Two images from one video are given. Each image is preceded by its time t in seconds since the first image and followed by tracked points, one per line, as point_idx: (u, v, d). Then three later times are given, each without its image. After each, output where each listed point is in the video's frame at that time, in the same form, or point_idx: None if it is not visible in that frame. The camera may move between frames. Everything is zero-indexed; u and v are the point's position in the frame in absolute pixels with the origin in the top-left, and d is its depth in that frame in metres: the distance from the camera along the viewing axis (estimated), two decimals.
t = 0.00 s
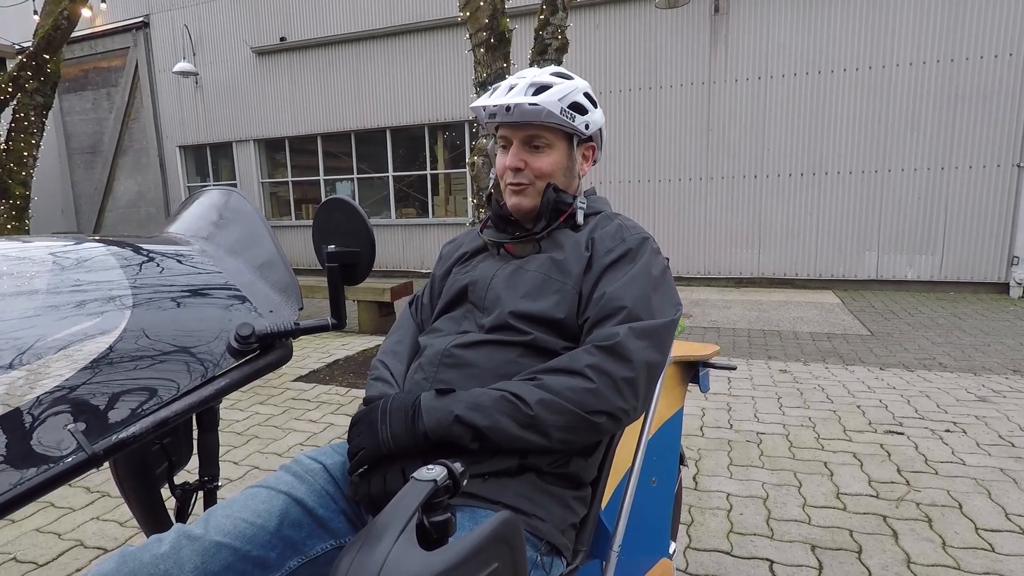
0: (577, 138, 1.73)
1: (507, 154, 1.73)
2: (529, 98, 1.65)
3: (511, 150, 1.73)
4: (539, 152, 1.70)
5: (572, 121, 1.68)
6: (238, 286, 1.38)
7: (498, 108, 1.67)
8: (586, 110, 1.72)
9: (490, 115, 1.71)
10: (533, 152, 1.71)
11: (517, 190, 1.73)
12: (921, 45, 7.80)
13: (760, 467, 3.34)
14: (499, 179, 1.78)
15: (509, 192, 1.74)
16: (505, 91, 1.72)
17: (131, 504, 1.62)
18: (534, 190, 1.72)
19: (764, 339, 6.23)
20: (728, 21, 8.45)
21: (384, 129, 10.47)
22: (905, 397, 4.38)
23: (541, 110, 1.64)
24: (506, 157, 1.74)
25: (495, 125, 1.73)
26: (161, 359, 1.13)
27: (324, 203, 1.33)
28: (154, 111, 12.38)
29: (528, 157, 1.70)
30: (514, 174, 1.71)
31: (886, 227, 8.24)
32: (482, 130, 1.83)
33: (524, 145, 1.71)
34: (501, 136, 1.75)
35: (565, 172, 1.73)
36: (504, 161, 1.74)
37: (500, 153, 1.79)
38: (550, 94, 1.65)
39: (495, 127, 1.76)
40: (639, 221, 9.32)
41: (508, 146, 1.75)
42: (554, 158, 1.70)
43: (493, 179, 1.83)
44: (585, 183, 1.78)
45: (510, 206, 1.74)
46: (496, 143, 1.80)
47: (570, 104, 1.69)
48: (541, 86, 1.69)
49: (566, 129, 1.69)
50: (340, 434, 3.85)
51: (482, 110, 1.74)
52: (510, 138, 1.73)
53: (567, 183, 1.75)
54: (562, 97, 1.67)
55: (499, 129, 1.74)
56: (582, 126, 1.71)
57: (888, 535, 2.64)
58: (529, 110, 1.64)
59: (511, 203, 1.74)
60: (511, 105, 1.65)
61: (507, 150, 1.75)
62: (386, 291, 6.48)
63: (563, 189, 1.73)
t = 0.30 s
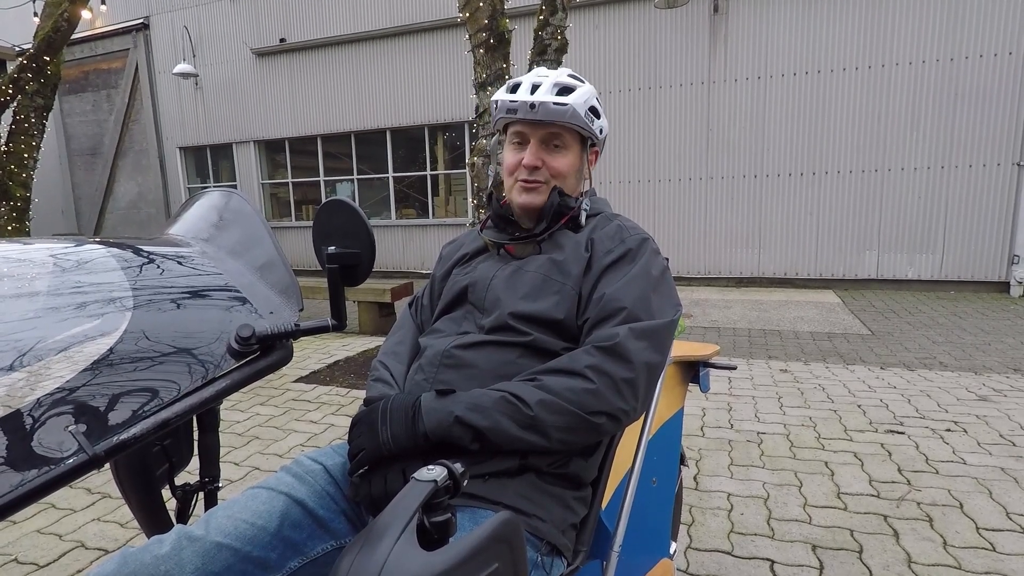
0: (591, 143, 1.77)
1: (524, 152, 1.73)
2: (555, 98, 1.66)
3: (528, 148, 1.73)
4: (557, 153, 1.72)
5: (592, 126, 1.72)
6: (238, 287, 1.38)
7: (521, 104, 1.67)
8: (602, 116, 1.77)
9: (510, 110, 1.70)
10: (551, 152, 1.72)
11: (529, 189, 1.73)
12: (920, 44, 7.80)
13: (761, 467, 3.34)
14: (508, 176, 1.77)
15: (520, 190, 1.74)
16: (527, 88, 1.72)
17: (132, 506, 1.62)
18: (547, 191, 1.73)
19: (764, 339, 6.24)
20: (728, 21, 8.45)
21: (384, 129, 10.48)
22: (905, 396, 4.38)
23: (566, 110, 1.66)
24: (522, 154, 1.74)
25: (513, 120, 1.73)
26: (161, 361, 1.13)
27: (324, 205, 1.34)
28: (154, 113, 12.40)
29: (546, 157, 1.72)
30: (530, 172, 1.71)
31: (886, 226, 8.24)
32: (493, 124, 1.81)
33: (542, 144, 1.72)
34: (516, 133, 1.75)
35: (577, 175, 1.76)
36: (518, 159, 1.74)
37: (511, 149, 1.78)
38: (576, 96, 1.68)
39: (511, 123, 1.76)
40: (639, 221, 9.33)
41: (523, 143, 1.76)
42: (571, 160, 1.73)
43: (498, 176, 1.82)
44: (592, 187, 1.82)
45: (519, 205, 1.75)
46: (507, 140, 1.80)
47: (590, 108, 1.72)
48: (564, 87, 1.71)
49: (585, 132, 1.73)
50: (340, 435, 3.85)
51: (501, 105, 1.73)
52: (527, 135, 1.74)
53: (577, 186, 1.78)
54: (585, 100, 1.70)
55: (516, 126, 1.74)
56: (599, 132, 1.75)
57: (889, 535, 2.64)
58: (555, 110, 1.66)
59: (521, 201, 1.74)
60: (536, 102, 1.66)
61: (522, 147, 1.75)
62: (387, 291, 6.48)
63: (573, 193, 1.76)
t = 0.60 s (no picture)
0: (604, 149, 1.78)
1: (539, 151, 1.73)
2: (577, 101, 1.67)
3: (543, 147, 1.73)
4: (571, 155, 1.72)
5: (608, 133, 1.74)
6: (238, 289, 1.38)
7: (543, 103, 1.67)
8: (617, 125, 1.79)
9: (529, 108, 1.71)
10: (565, 154, 1.73)
11: (540, 188, 1.74)
12: (920, 45, 7.80)
13: (761, 468, 3.34)
14: (519, 174, 1.76)
15: (531, 188, 1.74)
16: (550, 88, 1.73)
17: (132, 507, 1.62)
18: (557, 192, 1.73)
19: (764, 339, 6.24)
20: (727, 22, 8.45)
21: (384, 130, 10.48)
22: (906, 396, 4.38)
23: (587, 115, 1.67)
24: (536, 153, 1.74)
25: (531, 119, 1.73)
26: (163, 363, 1.13)
27: (325, 207, 1.34)
28: (155, 114, 12.41)
29: (560, 158, 1.72)
30: (543, 172, 1.71)
31: (886, 226, 8.24)
32: (509, 121, 1.81)
33: (558, 146, 1.72)
34: (532, 131, 1.75)
35: (587, 180, 1.76)
36: (532, 156, 1.74)
37: (526, 147, 1.77)
38: (598, 103, 1.70)
39: (528, 121, 1.76)
40: (638, 222, 9.33)
41: (538, 142, 1.76)
42: (584, 164, 1.73)
43: (508, 173, 1.82)
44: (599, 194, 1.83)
45: (529, 205, 1.75)
46: (521, 137, 1.80)
47: (608, 116, 1.74)
48: (586, 91, 1.73)
49: (600, 138, 1.74)
50: (341, 436, 3.86)
51: (521, 102, 1.73)
52: (544, 135, 1.74)
53: (585, 191, 1.79)
54: (605, 108, 1.72)
55: (534, 124, 1.74)
56: (613, 139, 1.77)
57: (889, 535, 2.64)
58: (576, 113, 1.67)
59: (531, 201, 1.74)
60: (559, 103, 1.66)
61: (537, 146, 1.75)
62: (387, 292, 6.49)
63: (581, 198, 1.76)
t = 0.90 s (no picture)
0: (595, 147, 1.78)
1: (528, 154, 1.74)
2: (562, 101, 1.68)
3: (532, 150, 1.74)
4: (561, 155, 1.73)
5: (597, 130, 1.74)
6: (238, 291, 1.38)
7: (529, 106, 1.68)
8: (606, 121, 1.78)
9: (516, 112, 1.72)
10: (555, 154, 1.73)
11: (533, 191, 1.74)
12: (920, 46, 7.81)
13: (761, 469, 3.34)
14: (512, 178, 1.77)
15: (524, 191, 1.74)
16: (535, 91, 1.73)
17: (132, 509, 1.62)
18: (551, 193, 1.73)
19: (764, 341, 6.24)
20: (727, 23, 8.46)
21: (384, 132, 10.49)
22: (905, 397, 4.38)
23: (574, 114, 1.68)
24: (526, 156, 1.74)
25: (518, 123, 1.74)
26: (164, 365, 1.13)
27: (323, 210, 1.34)
28: (155, 116, 12.42)
29: (550, 159, 1.72)
30: (534, 174, 1.71)
31: (886, 227, 8.24)
32: (497, 126, 1.82)
33: (547, 147, 1.73)
34: (520, 135, 1.76)
35: (580, 179, 1.76)
36: (523, 160, 1.74)
37: (516, 151, 1.78)
38: (583, 101, 1.70)
39: (516, 126, 1.76)
40: (639, 223, 9.33)
41: (527, 145, 1.76)
42: (575, 163, 1.73)
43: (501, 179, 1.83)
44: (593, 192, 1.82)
45: (523, 207, 1.75)
46: (511, 142, 1.80)
47: (595, 113, 1.74)
48: (571, 90, 1.73)
49: (589, 136, 1.74)
50: (341, 438, 3.86)
51: (507, 106, 1.74)
52: (532, 138, 1.74)
53: (580, 190, 1.78)
54: (591, 105, 1.72)
55: (521, 128, 1.74)
56: (602, 136, 1.77)
57: (890, 536, 2.64)
58: (561, 113, 1.67)
59: (525, 204, 1.74)
60: (544, 104, 1.67)
61: (527, 150, 1.75)
62: (387, 294, 6.48)
63: (576, 196, 1.76)
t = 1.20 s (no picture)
0: (590, 146, 1.77)
1: (523, 155, 1.74)
2: (554, 101, 1.67)
3: (527, 151, 1.74)
4: (555, 155, 1.72)
5: (591, 129, 1.73)
6: (236, 295, 1.38)
7: (521, 107, 1.68)
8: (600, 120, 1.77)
9: (509, 113, 1.72)
10: (550, 155, 1.72)
11: (528, 192, 1.74)
12: (917, 44, 7.81)
13: (762, 468, 3.33)
14: (508, 180, 1.78)
15: (520, 192, 1.75)
16: (527, 92, 1.73)
17: (132, 514, 1.61)
18: (546, 193, 1.73)
19: (764, 340, 6.24)
20: (724, 23, 8.47)
21: (383, 134, 10.49)
22: (906, 395, 4.38)
23: (566, 114, 1.67)
24: (521, 157, 1.74)
25: (512, 124, 1.74)
26: (162, 370, 1.13)
27: (321, 212, 1.34)
28: (153, 120, 12.42)
29: (544, 159, 1.72)
30: (529, 175, 1.72)
31: (885, 226, 8.25)
32: (492, 128, 1.83)
33: (541, 147, 1.72)
34: (515, 137, 1.76)
35: (575, 179, 1.76)
36: (517, 161, 1.75)
37: (511, 152, 1.78)
38: (575, 101, 1.69)
39: (511, 127, 1.77)
40: (638, 223, 9.34)
41: (521, 147, 1.76)
42: (569, 163, 1.73)
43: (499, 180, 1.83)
44: (591, 192, 1.82)
45: (519, 209, 1.76)
46: (507, 143, 1.81)
47: (588, 112, 1.73)
48: (564, 90, 1.72)
49: (584, 135, 1.73)
50: (341, 440, 3.85)
51: (500, 108, 1.74)
52: (526, 139, 1.74)
53: (576, 190, 1.78)
54: (584, 104, 1.71)
55: (515, 129, 1.75)
56: (597, 135, 1.76)
57: (891, 535, 2.64)
58: (553, 113, 1.67)
59: (521, 205, 1.75)
60: (535, 105, 1.67)
61: (521, 150, 1.76)
62: (386, 296, 6.48)
63: (572, 196, 1.76)
